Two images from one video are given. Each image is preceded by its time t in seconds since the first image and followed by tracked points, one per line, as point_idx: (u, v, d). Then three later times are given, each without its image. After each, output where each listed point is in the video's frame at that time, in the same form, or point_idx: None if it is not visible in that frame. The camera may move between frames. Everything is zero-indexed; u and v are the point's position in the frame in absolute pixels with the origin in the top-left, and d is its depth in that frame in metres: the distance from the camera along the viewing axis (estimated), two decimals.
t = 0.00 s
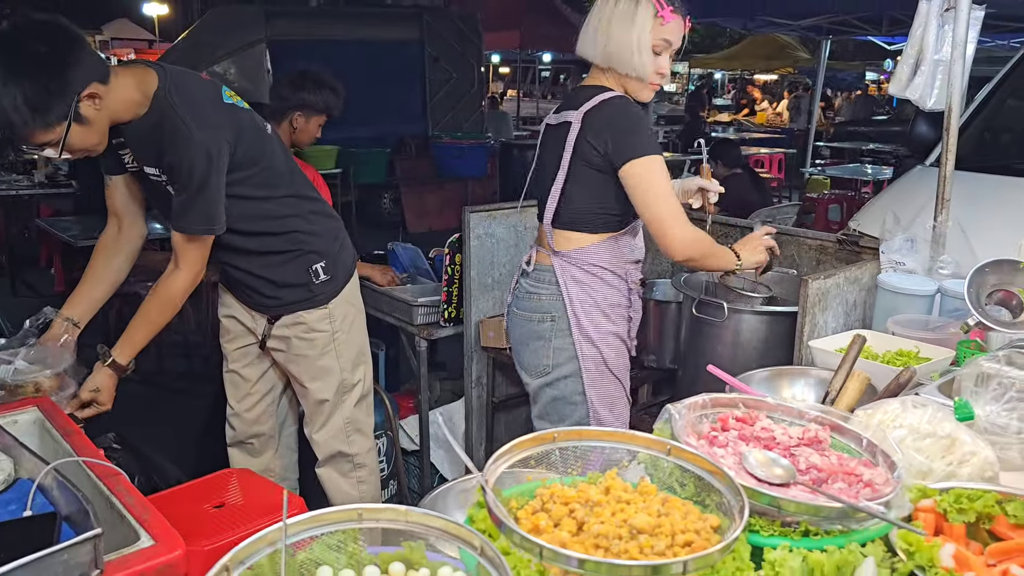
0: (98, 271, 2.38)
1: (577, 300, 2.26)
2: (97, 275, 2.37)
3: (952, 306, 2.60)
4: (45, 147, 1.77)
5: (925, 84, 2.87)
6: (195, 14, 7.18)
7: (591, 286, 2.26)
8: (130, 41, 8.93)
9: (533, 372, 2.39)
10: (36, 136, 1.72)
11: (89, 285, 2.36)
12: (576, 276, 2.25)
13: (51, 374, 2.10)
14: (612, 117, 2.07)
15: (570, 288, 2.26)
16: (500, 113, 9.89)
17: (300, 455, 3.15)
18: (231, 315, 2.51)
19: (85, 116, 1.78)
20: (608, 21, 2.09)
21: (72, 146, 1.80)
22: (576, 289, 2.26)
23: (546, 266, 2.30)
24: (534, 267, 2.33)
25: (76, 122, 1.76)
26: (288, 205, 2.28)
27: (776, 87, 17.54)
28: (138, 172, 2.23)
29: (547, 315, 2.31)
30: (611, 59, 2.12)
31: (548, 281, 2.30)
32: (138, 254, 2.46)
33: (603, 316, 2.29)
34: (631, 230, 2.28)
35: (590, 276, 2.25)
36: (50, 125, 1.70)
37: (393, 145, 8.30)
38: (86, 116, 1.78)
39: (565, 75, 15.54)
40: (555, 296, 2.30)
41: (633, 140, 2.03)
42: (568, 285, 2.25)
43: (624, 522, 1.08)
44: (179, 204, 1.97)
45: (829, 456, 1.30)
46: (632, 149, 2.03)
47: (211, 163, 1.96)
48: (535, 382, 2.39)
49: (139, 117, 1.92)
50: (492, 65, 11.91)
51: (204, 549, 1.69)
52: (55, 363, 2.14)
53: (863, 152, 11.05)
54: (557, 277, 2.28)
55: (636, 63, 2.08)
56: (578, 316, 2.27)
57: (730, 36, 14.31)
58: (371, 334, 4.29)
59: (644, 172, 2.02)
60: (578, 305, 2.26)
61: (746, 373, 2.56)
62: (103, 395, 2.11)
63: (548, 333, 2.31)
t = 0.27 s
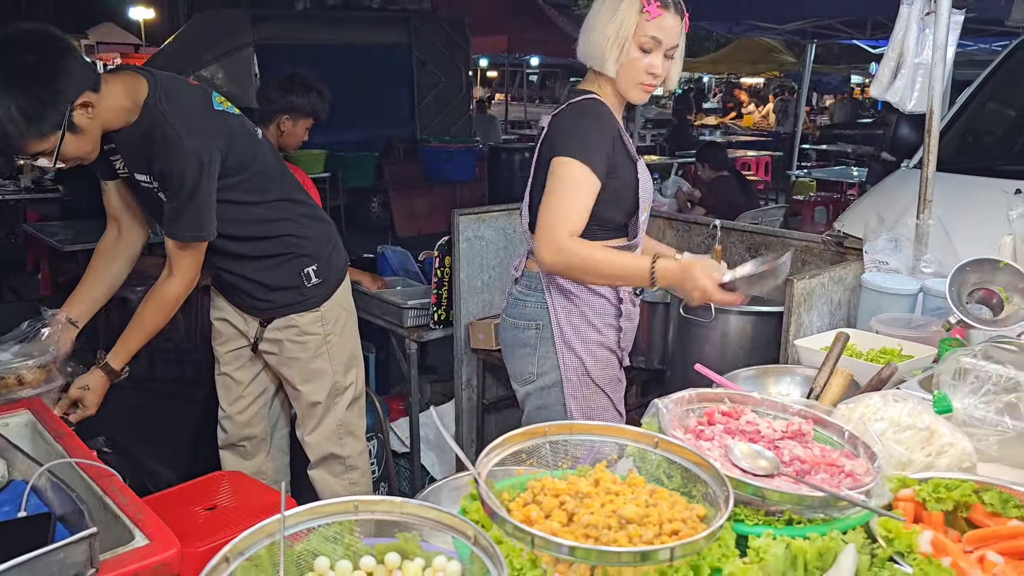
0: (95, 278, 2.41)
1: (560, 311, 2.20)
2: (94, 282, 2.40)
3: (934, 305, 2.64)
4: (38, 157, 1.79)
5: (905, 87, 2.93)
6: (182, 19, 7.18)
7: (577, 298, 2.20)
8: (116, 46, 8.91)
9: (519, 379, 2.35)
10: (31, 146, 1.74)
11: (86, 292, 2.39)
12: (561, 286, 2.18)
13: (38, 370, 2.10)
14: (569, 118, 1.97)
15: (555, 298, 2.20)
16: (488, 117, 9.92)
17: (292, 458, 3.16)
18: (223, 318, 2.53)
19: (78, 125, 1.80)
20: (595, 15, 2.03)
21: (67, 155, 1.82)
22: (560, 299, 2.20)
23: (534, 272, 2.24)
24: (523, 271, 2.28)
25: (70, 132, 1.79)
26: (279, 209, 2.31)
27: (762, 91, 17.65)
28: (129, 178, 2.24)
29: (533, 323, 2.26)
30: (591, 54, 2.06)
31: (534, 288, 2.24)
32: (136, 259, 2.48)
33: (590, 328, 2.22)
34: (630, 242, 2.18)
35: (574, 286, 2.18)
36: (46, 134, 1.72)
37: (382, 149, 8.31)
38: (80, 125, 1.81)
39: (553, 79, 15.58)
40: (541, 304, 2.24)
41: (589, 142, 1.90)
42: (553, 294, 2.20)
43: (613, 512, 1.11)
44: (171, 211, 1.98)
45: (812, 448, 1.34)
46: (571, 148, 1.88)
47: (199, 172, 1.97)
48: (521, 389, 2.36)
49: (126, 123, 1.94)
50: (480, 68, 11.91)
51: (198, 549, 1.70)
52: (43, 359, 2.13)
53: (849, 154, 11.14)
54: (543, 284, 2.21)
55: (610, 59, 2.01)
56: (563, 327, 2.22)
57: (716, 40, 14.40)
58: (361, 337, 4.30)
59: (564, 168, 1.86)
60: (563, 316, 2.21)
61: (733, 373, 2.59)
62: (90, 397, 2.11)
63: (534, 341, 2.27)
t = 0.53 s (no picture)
0: (91, 285, 2.40)
1: (548, 323, 2.18)
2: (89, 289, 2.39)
3: (923, 307, 2.64)
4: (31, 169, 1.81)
5: (891, 91, 2.94)
6: (169, 24, 7.16)
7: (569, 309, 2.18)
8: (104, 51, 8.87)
9: (508, 390, 2.34)
10: (24, 157, 1.75)
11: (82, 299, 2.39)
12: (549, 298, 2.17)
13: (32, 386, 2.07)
14: (575, 129, 1.92)
15: (546, 310, 2.18)
16: (478, 120, 9.92)
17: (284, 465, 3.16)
18: (215, 326, 2.53)
19: (70, 136, 1.82)
20: (643, 19, 1.85)
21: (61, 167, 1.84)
22: (548, 311, 2.18)
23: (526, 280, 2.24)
24: (517, 279, 2.27)
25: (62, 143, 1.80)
26: (271, 217, 2.31)
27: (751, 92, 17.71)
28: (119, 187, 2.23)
29: (522, 334, 2.25)
30: (638, 61, 1.89)
31: (526, 296, 2.24)
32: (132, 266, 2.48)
33: (578, 343, 2.20)
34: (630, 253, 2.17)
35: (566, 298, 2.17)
36: (39, 147, 1.74)
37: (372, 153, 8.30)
38: (72, 136, 1.82)
39: (542, 81, 15.59)
40: (532, 314, 2.23)
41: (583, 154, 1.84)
42: (542, 304, 2.18)
43: (605, 519, 1.12)
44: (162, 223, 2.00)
45: (802, 453, 1.35)
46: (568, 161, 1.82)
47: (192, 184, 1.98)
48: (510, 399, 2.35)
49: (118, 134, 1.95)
50: (470, 72, 11.91)
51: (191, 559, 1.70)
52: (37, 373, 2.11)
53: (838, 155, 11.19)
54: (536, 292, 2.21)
55: (666, 62, 1.90)
56: (550, 339, 2.20)
57: (705, 41, 14.44)
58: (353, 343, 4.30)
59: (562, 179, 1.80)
60: (550, 328, 2.19)
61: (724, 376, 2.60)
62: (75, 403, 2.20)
63: (523, 351, 2.26)
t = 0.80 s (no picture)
0: (80, 301, 2.38)
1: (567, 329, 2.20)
2: (78, 304, 2.37)
3: (913, 310, 2.63)
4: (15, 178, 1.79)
5: (880, 94, 2.95)
6: (156, 31, 7.13)
7: (581, 315, 2.21)
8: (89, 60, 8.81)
9: (513, 405, 2.31)
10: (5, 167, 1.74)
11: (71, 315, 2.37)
12: (568, 304, 2.19)
13: (17, 413, 2.04)
14: (603, 132, 1.98)
15: (563, 317, 2.20)
16: (466, 126, 9.91)
17: (273, 475, 3.13)
18: (203, 336, 2.51)
19: (53, 147, 1.80)
20: (659, 35, 2.06)
21: (45, 177, 1.82)
22: (566, 317, 2.20)
23: (533, 291, 2.21)
24: (520, 291, 2.24)
25: (44, 154, 1.78)
26: (259, 225, 2.30)
27: (738, 97, 17.77)
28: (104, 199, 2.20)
29: (535, 345, 2.24)
30: (650, 72, 2.08)
31: (536, 308, 2.21)
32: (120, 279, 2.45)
33: (590, 345, 2.25)
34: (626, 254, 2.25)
35: (579, 303, 2.20)
36: (20, 156, 1.72)
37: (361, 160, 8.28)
38: (55, 147, 1.80)
39: (531, 87, 15.59)
40: (543, 325, 2.22)
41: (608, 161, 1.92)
42: (559, 312, 2.19)
43: (598, 529, 1.11)
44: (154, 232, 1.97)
45: (794, 459, 1.35)
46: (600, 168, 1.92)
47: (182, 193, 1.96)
48: (515, 414, 2.32)
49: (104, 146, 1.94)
50: (458, 77, 11.90)
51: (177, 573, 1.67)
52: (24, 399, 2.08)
53: (826, 159, 11.23)
54: (546, 305, 2.20)
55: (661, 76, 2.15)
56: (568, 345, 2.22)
57: (692, 46, 14.48)
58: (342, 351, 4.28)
59: (600, 183, 1.91)
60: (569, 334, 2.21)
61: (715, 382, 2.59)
62: (79, 420, 2.13)
63: (536, 362, 2.25)
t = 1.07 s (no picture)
0: (79, 310, 2.38)
1: (595, 319, 2.23)
2: (78, 314, 2.37)
3: (907, 311, 2.63)
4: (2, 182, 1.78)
5: (872, 96, 2.94)
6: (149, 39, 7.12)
7: (602, 305, 2.26)
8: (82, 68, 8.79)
9: (543, 401, 2.24)
10: None
11: (71, 325, 2.37)
12: (593, 295, 2.22)
13: (20, 428, 2.10)
14: (636, 136, 2.19)
15: (591, 308, 2.21)
16: (460, 132, 9.92)
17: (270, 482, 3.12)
18: (198, 344, 2.50)
19: (40, 152, 1.78)
20: (618, 58, 2.25)
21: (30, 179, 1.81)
22: (593, 308, 2.22)
23: (561, 285, 2.20)
24: (546, 286, 2.21)
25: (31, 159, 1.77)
26: (255, 233, 2.30)
27: (732, 100, 17.83)
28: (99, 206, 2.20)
29: (567, 338, 2.21)
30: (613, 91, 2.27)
31: (565, 301, 2.20)
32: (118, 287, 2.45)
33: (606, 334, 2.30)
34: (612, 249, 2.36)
35: (598, 294, 2.24)
36: (7, 161, 1.71)
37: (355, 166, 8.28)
38: (43, 152, 1.79)
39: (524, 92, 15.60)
40: (573, 317, 2.21)
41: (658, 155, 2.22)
42: (589, 303, 2.21)
43: (594, 533, 1.11)
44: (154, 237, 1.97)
45: (788, 461, 1.35)
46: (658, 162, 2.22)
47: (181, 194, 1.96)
48: (543, 409, 2.26)
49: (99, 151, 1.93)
50: (452, 83, 11.91)
51: None
52: (29, 414, 2.14)
53: (820, 161, 11.27)
54: (575, 296, 2.20)
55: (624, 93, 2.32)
56: (597, 335, 2.24)
57: (685, 50, 14.51)
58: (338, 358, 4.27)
59: (659, 183, 2.25)
60: (596, 324, 2.23)
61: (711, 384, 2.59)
62: (83, 429, 2.12)
63: (569, 356, 2.22)
